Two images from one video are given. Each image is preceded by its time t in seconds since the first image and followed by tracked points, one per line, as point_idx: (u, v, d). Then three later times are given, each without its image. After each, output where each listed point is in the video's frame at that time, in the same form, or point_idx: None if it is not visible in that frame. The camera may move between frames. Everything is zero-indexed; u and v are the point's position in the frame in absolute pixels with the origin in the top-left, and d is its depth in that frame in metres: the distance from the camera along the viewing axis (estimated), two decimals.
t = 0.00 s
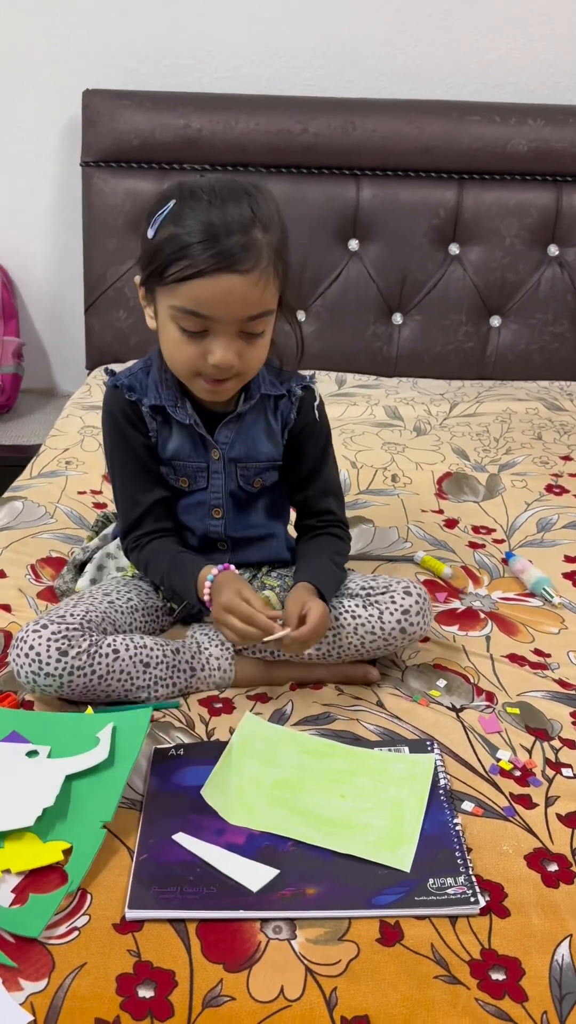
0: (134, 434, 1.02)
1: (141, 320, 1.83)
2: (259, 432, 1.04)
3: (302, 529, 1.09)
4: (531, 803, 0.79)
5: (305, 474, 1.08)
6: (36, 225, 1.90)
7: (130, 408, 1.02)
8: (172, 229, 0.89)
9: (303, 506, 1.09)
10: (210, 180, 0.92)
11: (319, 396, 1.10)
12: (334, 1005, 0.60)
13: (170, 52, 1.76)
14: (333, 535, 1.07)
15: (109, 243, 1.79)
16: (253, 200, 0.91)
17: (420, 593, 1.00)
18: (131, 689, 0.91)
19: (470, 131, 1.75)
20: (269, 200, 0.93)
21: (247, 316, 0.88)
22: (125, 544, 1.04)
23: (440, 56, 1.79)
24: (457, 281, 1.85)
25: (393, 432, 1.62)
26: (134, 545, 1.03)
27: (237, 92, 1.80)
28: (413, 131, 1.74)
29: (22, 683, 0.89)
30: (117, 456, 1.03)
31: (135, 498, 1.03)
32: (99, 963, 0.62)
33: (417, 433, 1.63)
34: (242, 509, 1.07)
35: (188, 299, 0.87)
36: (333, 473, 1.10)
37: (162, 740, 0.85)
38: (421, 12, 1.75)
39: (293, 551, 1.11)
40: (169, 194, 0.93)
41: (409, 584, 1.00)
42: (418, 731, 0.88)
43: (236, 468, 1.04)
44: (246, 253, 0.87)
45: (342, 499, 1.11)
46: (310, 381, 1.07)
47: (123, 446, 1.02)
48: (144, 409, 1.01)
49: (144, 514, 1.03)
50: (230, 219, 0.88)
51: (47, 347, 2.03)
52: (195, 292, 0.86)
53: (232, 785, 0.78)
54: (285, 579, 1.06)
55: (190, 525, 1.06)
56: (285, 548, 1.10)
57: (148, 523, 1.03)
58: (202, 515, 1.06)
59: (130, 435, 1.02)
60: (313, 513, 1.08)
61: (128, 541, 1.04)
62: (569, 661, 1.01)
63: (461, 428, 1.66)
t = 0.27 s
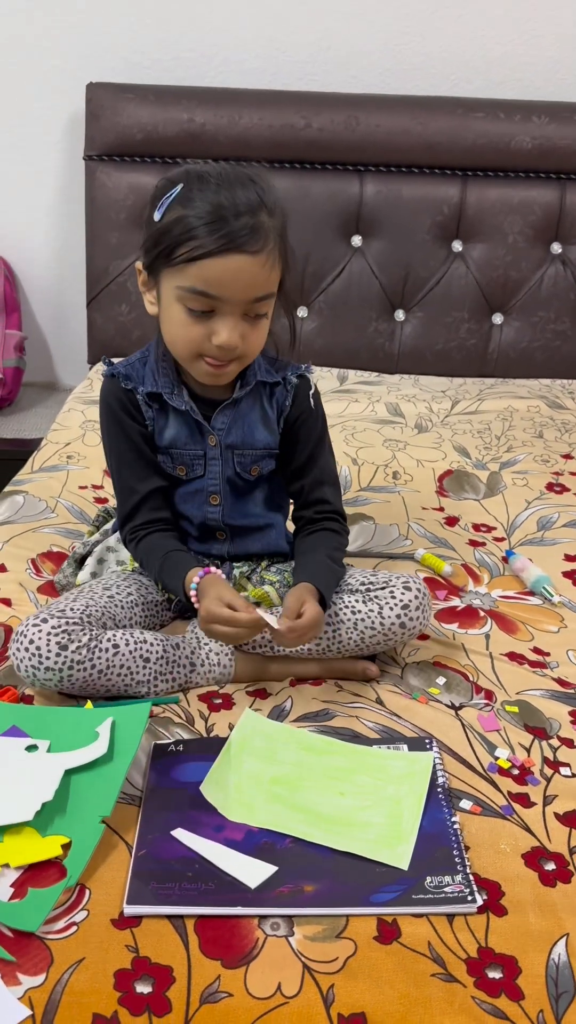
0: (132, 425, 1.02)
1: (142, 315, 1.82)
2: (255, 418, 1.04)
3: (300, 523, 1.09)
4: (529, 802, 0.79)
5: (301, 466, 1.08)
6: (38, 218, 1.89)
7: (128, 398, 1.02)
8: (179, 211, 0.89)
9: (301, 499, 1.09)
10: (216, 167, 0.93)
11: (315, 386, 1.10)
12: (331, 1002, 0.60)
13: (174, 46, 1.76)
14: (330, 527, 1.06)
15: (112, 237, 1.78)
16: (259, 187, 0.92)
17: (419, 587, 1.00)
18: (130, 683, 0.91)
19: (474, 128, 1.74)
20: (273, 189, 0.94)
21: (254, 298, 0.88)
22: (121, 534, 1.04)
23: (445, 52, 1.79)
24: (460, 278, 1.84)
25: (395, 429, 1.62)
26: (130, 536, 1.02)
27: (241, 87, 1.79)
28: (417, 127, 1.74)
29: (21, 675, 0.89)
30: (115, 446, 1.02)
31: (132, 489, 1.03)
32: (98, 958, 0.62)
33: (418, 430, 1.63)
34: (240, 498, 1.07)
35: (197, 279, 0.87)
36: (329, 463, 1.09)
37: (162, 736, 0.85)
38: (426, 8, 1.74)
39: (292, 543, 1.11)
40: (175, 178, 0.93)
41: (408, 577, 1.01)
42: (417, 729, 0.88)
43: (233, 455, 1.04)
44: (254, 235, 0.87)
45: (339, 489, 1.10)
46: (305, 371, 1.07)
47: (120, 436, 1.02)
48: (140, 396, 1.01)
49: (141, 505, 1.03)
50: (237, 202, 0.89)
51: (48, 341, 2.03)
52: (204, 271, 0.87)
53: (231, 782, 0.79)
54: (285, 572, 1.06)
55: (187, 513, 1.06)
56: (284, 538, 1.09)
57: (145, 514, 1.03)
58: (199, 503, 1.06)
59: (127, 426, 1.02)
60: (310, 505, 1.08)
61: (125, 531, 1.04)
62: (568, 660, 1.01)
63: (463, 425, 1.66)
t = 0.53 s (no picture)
0: (130, 408, 1.01)
1: (143, 300, 1.81)
2: (256, 404, 1.04)
3: (298, 510, 1.09)
4: (524, 791, 0.78)
5: (301, 453, 1.08)
6: (39, 202, 1.88)
7: (127, 382, 1.01)
8: (188, 192, 0.88)
9: (300, 486, 1.08)
10: (224, 148, 0.92)
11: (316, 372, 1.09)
12: (322, 988, 0.60)
13: (177, 29, 1.74)
14: (327, 515, 1.06)
15: (113, 222, 1.77)
16: (268, 169, 0.91)
17: (417, 575, 1.00)
18: (126, 669, 0.91)
19: (480, 115, 1.72)
20: (281, 172, 0.94)
21: (262, 281, 0.87)
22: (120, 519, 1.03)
23: (451, 39, 1.77)
24: (463, 266, 1.83)
25: (395, 418, 1.61)
26: (130, 521, 1.02)
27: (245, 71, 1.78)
28: (422, 114, 1.72)
29: (17, 660, 0.89)
30: (114, 430, 1.02)
31: (132, 474, 1.02)
32: (89, 942, 0.62)
33: (419, 419, 1.62)
34: (240, 484, 1.06)
35: (206, 261, 0.86)
36: (329, 451, 1.08)
37: (157, 721, 0.85)
38: None
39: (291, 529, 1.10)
40: (183, 159, 0.92)
41: (406, 567, 1.00)
42: (412, 716, 0.88)
43: (233, 441, 1.04)
44: (264, 217, 0.86)
45: (338, 477, 1.10)
46: (306, 356, 1.06)
47: (119, 421, 1.02)
48: (140, 381, 1.01)
49: (141, 490, 1.02)
50: (247, 184, 0.88)
51: (49, 326, 2.02)
52: (213, 253, 0.86)
53: (225, 766, 0.78)
54: (283, 559, 1.05)
55: (187, 498, 1.06)
56: (283, 524, 1.09)
57: (144, 498, 1.02)
58: (199, 489, 1.05)
59: (126, 410, 1.01)
60: (308, 493, 1.07)
61: (124, 516, 1.03)
62: (565, 650, 1.01)
63: (464, 414, 1.65)
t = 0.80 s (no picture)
0: (135, 401, 1.01)
1: (147, 293, 1.81)
2: (262, 400, 1.03)
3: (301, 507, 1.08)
4: (522, 789, 0.78)
5: (306, 450, 1.08)
6: (44, 193, 1.87)
7: (133, 374, 1.01)
8: (198, 187, 0.88)
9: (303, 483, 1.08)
10: (235, 143, 0.91)
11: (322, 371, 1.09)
12: (318, 984, 0.60)
13: (183, 21, 1.73)
14: (330, 512, 1.05)
15: (117, 214, 1.76)
16: (278, 165, 0.91)
17: (419, 574, 0.99)
18: (125, 662, 0.91)
19: (486, 109, 1.71)
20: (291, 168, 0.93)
21: (270, 279, 0.87)
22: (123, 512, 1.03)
23: (459, 33, 1.76)
24: (469, 261, 1.82)
25: (398, 413, 1.61)
26: (133, 513, 1.01)
27: (251, 63, 1.77)
28: (429, 108, 1.71)
29: (17, 653, 0.89)
30: (118, 422, 1.01)
31: (135, 466, 1.02)
32: (85, 935, 0.62)
33: (422, 415, 1.62)
34: (244, 479, 1.06)
35: (215, 258, 0.86)
36: (334, 449, 1.08)
37: (156, 715, 0.85)
38: None
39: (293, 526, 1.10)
40: (193, 153, 0.91)
41: (408, 565, 1.00)
42: (411, 713, 0.87)
43: (238, 436, 1.03)
44: (274, 215, 0.86)
45: (343, 476, 1.09)
46: (313, 354, 1.07)
47: (124, 412, 1.01)
48: (145, 374, 1.01)
49: (144, 482, 1.02)
50: (257, 181, 0.87)
51: (52, 318, 2.01)
52: (222, 251, 0.85)
53: (224, 761, 0.78)
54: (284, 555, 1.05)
55: (190, 493, 1.05)
56: (285, 519, 1.09)
57: (148, 491, 1.02)
58: (203, 483, 1.05)
59: (131, 402, 1.01)
60: (311, 490, 1.07)
61: (127, 509, 1.03)
62: (565, 649, 1.01)
63: (467, 410, 1.64)
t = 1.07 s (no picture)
0: (152, 389, 1.00)
1: (159, 280, 1.79)
2: (280, 392, 1.02)
3: (316, 500, 1.07)
4: (536, 786, 0.78)
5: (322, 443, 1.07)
6: (57, 178, 1.86)
7: (150, 362, 1.00)
8: (215, 180, 0.86)
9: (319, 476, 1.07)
10: (253, 131, 0.90)
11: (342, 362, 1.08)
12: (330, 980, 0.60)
13: (198, 5, 1.71)
14: (344, 505, 1.04)
15: (130, 200, 1.75)
16: (297, 154, 0.89)
17: (433, 569, 0.98)
18: (137, 653, 0.90)
19: (504, 96, 1.69)
20: (311, 157, 0.91)
21: (287, 274, 0.86)
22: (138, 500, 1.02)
23: (477, 18, 1.73)
24: (484, 251, 1.80)
25: (411, 404, 1.59)
26: (147, 501, 1.01)
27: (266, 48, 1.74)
28: (446, 94, 1.68)
29: (29, 643, 0.89)
30: (134, 409, 1.01)
31: (151, 454, 1.01)
32: (96, 927, 0.62)
33: (436, 406, 1.60)
34: (259, 471, 1.05)
35: (231, 253, 0.85)
36: (351, 443, 1.07)
37: (167, 706, 0.85)
38: None
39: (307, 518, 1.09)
40: (211, 143, 0.90)
41: (422, 560, 0.99)
42: (424, 708, 0.87)
43: (255, 428, 1.02)
44: (291, 209, 0.84)
45: (359, 471, 1.08)
46: (333, 346, 1.05)
47: (140, 400, 1.01)
48: (163, 362, 1.00)
49: (159, 470, 1.01)
50: (275, 174, 0.86)
51: (64, 304, 2.00)
52: (238, 246, 0.84)
53: (235, 753, 0.78)
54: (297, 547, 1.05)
55: (204, 482, 1.05)
56: (300, 512, 1.08)
57: (162, 479, 1.01)
58: (218, 474, 1.04)
59: (147, 389, 1.00)
60: (326, 483, 1.06)
61: (141, 497, 1.02)
62: None
63: (481, 402, 1.63)
